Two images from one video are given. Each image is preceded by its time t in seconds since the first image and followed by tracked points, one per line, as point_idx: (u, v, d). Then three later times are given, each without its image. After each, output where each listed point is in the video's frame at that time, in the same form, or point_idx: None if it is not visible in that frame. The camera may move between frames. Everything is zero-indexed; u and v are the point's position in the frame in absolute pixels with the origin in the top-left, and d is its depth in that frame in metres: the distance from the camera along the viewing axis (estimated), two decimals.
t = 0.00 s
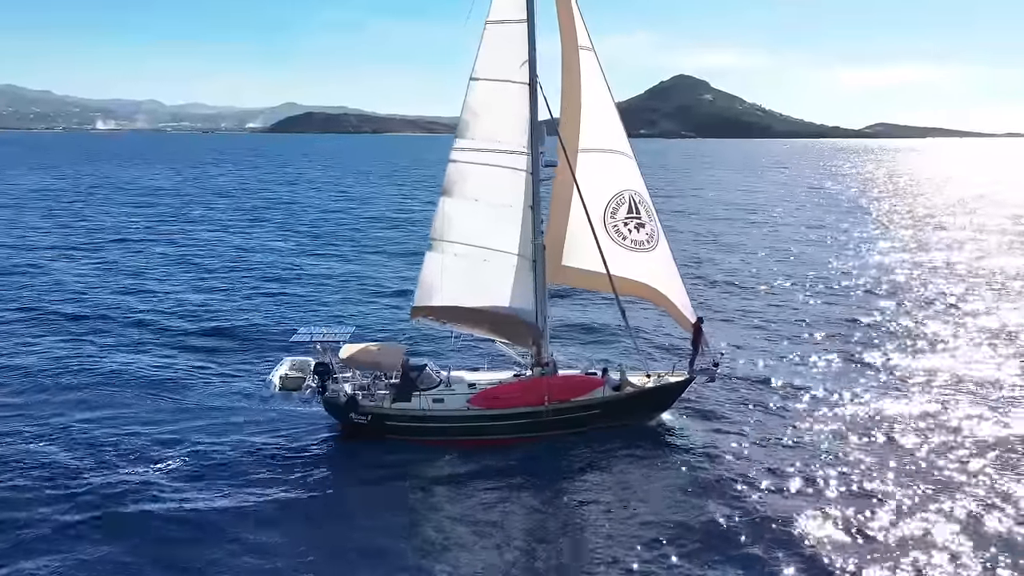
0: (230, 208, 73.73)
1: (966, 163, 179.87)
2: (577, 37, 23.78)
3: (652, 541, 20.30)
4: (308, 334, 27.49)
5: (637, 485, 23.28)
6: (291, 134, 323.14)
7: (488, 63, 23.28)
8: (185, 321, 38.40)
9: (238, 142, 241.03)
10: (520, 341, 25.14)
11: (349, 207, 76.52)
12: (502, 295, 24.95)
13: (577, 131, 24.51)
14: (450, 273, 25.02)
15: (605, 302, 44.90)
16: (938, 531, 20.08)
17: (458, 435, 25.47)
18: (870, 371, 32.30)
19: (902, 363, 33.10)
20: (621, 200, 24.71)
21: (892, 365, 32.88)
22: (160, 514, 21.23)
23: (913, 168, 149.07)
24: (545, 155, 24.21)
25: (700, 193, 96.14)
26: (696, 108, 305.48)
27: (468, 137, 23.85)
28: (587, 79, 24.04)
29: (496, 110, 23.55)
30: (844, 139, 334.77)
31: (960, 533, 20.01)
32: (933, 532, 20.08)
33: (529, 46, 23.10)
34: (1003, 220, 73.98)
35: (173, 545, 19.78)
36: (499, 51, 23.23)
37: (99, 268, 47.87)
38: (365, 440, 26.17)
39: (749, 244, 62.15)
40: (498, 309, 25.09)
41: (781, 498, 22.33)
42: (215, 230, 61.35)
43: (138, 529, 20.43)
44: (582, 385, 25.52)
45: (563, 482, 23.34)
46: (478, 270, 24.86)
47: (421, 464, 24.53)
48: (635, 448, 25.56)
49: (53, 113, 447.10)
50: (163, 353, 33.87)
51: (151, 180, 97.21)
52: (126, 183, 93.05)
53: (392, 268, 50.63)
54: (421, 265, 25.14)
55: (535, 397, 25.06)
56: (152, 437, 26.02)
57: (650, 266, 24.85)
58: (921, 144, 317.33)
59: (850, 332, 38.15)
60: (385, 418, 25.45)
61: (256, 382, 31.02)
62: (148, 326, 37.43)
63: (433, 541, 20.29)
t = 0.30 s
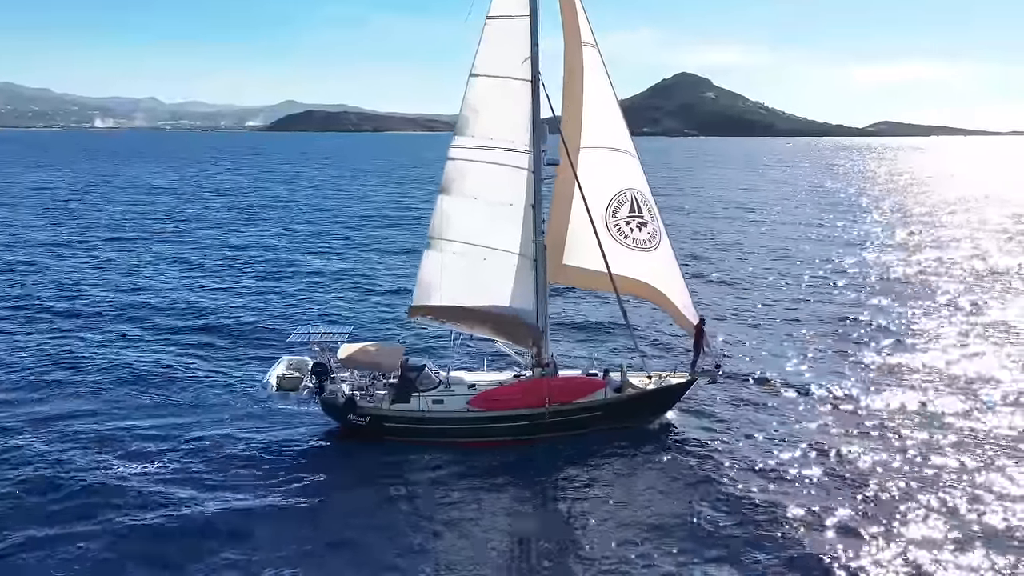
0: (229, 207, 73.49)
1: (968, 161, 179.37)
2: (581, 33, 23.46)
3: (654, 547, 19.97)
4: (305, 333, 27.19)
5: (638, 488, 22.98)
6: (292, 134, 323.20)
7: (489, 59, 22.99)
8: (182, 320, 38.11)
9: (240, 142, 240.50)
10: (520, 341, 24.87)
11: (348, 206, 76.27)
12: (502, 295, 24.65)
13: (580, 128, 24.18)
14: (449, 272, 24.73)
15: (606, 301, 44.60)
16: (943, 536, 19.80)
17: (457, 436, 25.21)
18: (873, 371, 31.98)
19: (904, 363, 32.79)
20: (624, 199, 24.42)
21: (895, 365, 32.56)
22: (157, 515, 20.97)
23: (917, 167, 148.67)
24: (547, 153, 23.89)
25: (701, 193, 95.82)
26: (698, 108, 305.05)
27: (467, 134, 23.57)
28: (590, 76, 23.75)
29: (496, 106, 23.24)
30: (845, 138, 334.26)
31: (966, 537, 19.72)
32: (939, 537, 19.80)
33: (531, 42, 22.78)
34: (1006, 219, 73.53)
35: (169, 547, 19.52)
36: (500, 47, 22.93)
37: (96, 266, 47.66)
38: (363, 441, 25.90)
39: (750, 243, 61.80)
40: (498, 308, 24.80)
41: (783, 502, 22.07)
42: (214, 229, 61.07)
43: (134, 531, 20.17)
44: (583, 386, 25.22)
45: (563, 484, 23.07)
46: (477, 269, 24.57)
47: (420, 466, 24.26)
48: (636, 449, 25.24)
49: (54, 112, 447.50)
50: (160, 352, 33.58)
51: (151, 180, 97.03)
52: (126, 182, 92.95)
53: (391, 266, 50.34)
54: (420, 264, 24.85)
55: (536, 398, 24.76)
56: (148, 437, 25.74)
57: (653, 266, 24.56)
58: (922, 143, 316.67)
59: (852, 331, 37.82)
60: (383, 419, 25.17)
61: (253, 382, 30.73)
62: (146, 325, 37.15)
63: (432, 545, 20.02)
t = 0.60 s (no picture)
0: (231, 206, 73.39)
1: (968, 160, 179.20)
2: (583, 30, 23.25)
3: (656, 550, 19.75)
4: (304, 332, 26.99)
5: (640, 489, 22.80)
6: (293, 133, 323.06)
7: (491, 56, 22.79)
8: (181, 319, 37.88)
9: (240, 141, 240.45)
10: (521, 340, 24.72)
11: (350, 205, 76.08)
12: (502, 294, 24.45)
13: (581, 126, 23.98)
14: (449, 271, 24.51)
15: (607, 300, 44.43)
16: (947, 536, 19.62)
17: (457, 436, 25.02)
18: (875, 371, 31.79)
19: (907, 362, 32.61)
20: (625, 198, 24.20)
21: (898, 364, 32.37)
22: (156, 516, 20.77)
23: (920, 166, 148.11)
24: (548, 151, 23.69)
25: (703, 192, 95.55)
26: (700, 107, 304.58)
27: (467, 131, 23.36)
28: (591, 74, 23.56)
29: (496, 104, 23.01)
30: (845, 137, 334.17)
31: (971, 538, 19.53)
32: (944, 537, 19.62)
33: (533, 39, 22.57)
34: (1010, 219, 73.11)
35: (168, 547, 19.32)
36: (502, 44, 22.72)
37: (96, 264, 47.58)
38: (362, 440, 25.75)
39: (751, 242, 61.63)
40: (498, 308, 24.60)
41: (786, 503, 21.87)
42: (213, 227, 60.86)
43: (132, 531, 19.96)
44: (584, 386, 25.02)
45: (564, 485, 22.88)
46: (477, 268, 24.36)
47: (419, 466, 24.09)
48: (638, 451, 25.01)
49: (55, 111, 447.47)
50: (159, 351, 33.39)
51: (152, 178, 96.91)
52: (127, 180, 92.85)
53: (390, 265, 50.19)
54: (418, 263, 24.62)
55: (536, 398, 24.56)
56: (146, 437, 25.52)
57: (654, 266, 24.33)
58: (923, 143, 316.52)
59: (854, 330, 37.62)
60: (383, 418, 25.01)
61: (252, 382, 30.58)
62: (144, 324, 36.92)
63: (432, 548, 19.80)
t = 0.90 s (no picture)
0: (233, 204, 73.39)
1: (969, 159, 179.05)
2: (584, 29, 23.00)
3: (660, 555, 19.54)
4: (304, 328, 26.73)
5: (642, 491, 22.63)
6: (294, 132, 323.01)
7: (492, 54, 22.57)
8: (181, 318, 37.73)
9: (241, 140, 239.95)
10: (522, 340, 24.53)
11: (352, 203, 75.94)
12: (502, 293, 24.26)
13: (582, 125, 23.79)
14: (448, 270, 24.30)
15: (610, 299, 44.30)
16: (947, 539, 19.51)
17: (457, 435, 24.90)
18: (878, 370, 31.61)
19: (911, 362, 32.40)
20: (626, 197, 23.97)
21: (901, 364, 32.23)
22: (156, 521, 20.66)
23: (924, 166, 147.54)
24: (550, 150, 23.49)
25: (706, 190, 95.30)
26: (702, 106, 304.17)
27: (467, 129, 23.13)
28: (593, 73, 23.34)
29: (497, 102, 22.77)
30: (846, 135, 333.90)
31: (977, 541, 19.38)
32: (949, 540, 19.48)
33: (536, 37, 22.37)
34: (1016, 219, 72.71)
35: (170, 553, 19.20)
36: (504, 42, 22.51)
37: (97, 263, 47.61)
38: (363, 439, 25.70)
39: (752, 241, 61.44)
40: (499, 307, 24.42)
41: (791, 504, 21.72)
42: (213, 226, 60.72)
43: (133, 536, 19.85)
44: (585, 386, 24.87)
45: (566, 487, 22.71)
46: (477, 266, 24.17)
47: (419, 466, 24.00)
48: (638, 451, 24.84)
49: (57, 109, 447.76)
50: (160, 350, 33.37)
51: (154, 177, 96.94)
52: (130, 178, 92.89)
53: (391, 264, 50.01)
54: (417, 261, 24.41)
55: (537, 398, 24.41)
56: (146, 439, 25.39)
57: (655, 266, 24.13)
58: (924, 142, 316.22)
59: (858, 330, 37.43)
60: (383, 415, 24.94)
61: (253, 381, 30.53)
62: (144, 323, 36.79)
63: (433, 554, 19.61)
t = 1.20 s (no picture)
0: (235, 204, 73.37)
1: (969, 159, 178.81)
2: (585, 30, 22.63)
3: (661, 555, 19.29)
4: (303, 326, 26.54)
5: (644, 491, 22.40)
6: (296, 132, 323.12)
7: (495, 53, 22.27)
8: (180, 317, 37.57)
9: (242, 139, 239.69)
10: (523, 340, 24.28)
11: (354, 203, 75.86)
12: (502, 292, 24.04)
13: (584, 125, 23.52)
14: (449, 269, 24.05)
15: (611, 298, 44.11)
16: (949, 539, 19.35)
17: (457, 434, 24.73)
18: (880, 370, 31.39)
19: (913, 362, 32.18)
20: (626, 199, 23.72)
21: (904, 364, 32.04)
22: (155, 522, 20.48)
23: (928, 166, 146.97)
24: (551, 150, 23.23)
25: (709, 189, 94.95)
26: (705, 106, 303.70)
27: (469, 128, 22.81)
28: (595, 74, 23.05)
29: (500, 101, 22.48)
30: (847, 135, 333.55)
31: (978, 541, 19.22)
32: (954, 540, 19.28)
33: (539, 37, 22.10)
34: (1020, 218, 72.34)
35: (170, 554, 19.03)
36: (507, 41, 22.21)
37: (97, 262, 47.59)
38: (362, 437, 25.59)
39: (753, 241, 61.22)
40: (499, 307, 24.19)
41: (794, 505, 21.47)
42: (213, 225, 60.53)
43: (133, 538, 19.67)
44: (585, 385, 24.68)
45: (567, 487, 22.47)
46: (478, 266, 23.93)
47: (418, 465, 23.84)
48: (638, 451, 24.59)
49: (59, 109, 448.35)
50: (159, 349, 33.33)
51: (156, 176, 96.96)
52: (131, 178, 93.03)
53: (391, 263, 49.82)
54: (417, 261, 24.15)
55: (537, 397, 24.21)
56: (144, 440, 25.22)
57: (655, 268, 23.90)
58: (925, 141, 315.79)
59: (859, 329, 37.22)
60: (383, 414, 24.77)
61: (253, 381, 30.45)
62: (143, 323, 36.62)
63: (430, 552, 19.49)
